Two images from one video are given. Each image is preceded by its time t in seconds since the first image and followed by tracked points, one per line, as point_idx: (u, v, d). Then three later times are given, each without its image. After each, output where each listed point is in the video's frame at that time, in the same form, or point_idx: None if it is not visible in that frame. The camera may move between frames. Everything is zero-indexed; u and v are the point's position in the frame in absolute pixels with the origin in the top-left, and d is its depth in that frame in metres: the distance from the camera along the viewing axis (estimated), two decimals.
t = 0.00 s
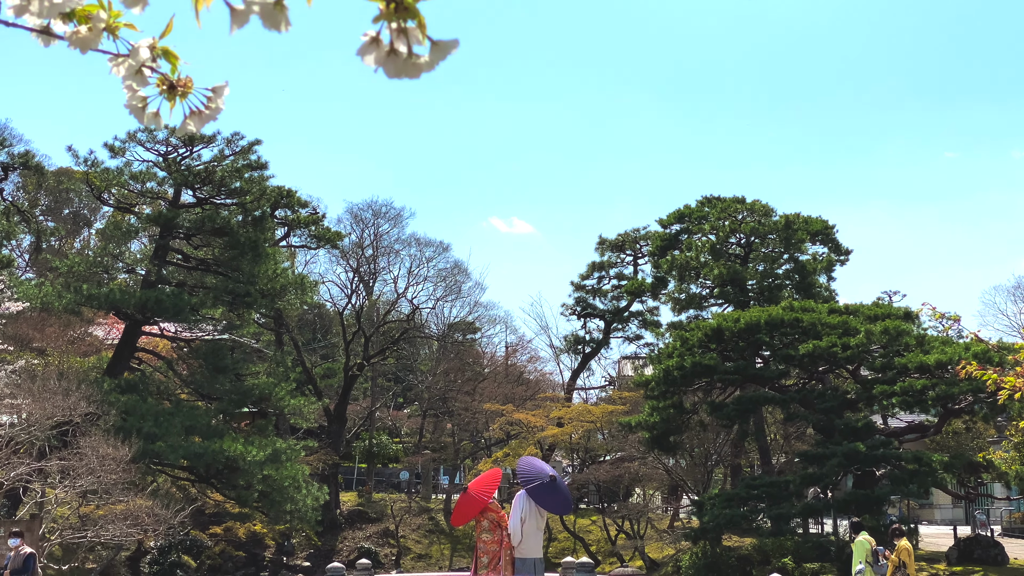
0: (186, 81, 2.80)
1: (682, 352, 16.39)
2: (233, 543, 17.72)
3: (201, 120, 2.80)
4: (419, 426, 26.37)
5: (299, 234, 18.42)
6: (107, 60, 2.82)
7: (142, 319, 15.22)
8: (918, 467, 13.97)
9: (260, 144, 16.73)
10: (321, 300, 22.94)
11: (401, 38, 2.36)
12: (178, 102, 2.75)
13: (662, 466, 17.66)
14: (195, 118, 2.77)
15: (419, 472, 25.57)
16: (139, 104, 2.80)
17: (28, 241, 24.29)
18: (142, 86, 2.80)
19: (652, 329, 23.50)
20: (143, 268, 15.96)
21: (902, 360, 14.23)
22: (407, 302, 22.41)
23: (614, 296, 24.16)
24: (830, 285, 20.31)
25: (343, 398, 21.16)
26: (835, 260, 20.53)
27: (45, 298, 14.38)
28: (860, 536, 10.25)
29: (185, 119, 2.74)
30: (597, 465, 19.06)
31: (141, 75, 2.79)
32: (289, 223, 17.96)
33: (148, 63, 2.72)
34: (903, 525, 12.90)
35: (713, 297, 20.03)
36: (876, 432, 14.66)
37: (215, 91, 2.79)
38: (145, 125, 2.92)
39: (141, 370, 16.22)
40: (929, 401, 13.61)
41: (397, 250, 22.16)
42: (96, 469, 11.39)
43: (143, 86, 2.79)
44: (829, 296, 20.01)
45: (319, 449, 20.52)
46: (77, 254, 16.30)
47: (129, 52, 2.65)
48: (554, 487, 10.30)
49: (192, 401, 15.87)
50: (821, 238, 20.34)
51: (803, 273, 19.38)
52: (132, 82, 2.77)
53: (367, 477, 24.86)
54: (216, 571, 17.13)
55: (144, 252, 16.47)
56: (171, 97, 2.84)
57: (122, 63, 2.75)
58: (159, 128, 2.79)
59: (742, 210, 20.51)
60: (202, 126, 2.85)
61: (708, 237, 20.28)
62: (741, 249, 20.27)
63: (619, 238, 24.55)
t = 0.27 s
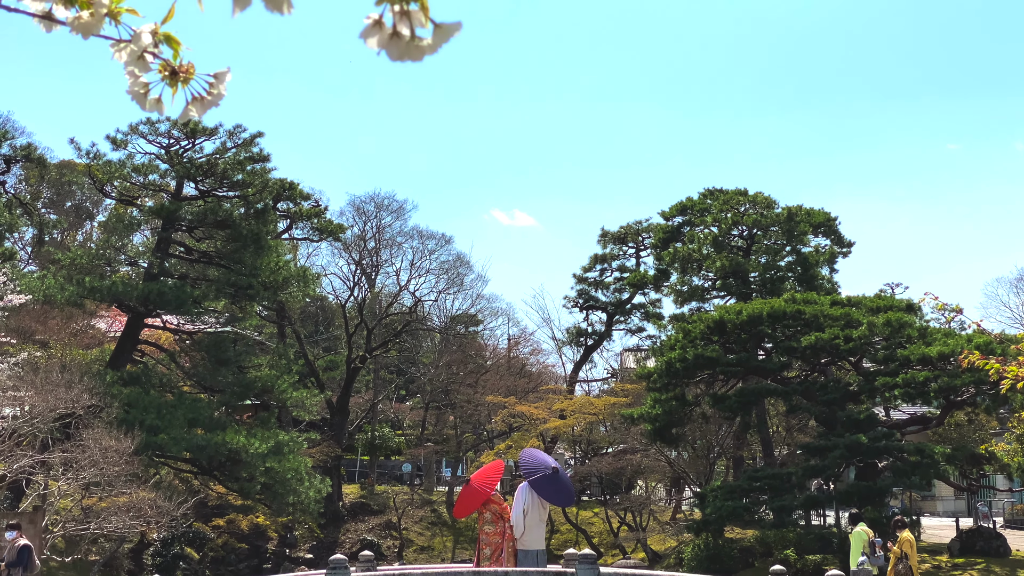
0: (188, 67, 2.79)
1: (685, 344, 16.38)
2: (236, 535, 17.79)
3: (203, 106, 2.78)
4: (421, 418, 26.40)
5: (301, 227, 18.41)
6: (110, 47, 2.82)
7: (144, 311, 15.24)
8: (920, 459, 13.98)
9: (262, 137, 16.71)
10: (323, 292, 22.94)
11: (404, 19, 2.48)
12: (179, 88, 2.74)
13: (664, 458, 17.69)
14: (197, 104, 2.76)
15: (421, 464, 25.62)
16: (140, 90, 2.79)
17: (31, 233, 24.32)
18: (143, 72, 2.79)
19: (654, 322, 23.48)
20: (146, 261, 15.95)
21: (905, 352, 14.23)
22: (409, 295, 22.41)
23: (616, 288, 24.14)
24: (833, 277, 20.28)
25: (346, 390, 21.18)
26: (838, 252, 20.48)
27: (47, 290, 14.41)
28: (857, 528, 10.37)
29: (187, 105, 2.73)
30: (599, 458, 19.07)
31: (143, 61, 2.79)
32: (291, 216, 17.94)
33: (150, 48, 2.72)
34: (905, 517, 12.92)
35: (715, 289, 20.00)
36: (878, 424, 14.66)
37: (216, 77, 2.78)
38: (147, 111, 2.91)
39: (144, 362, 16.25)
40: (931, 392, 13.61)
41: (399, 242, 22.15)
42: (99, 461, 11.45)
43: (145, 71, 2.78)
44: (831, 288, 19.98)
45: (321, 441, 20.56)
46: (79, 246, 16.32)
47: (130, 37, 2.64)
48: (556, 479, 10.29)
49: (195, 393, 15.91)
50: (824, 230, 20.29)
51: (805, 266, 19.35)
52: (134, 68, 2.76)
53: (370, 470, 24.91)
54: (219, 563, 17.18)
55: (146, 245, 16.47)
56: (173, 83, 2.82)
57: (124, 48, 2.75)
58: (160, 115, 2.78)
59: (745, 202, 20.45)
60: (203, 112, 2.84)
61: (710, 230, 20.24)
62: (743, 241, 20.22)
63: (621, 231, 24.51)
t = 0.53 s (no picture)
0: (189, 53, 2.77)
1: (687, 336, 16.35)
2: (239, 527, 17.85)
3: (205, 92, 2.76)
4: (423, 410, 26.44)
5: (303, 219, 18.39)
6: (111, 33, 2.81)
7: (147, 304, 15.26)
8: (922, 451, 13.98)
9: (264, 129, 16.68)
10: (326, 285, 22.93)
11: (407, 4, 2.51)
12: (181, 75, 2.73)
13: (666, 450, 17.70)
14: (199, 91, 2.74)
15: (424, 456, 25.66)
16: (141, 76, 2.77)
17: (33, 226, 24.33)
18: (145, 59, 2.78)
19: (657, 314, 23.46)
20: (148, 253, 15.96)
21: (907, 344, 14.21)
22: (412, 287, 22.40)
23: (618, 281, 24.11)
24: (835, 269, 20.24)
25: (348, 382, 21.20)
26: (840, 244, 20.43)
27: (50, 283, 14.43)
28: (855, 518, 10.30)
29: (188, 91, 2.71)
30: (602, 450, 19.08)
31: (145, 48, 2.78)
32: (293, 208, 17.92)
33: (151, 34, 2.71)
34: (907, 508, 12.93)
35: (717, 281, 19.97)
36: (880, 416, 14.66)
37: (218, 64, 2.76)
38: (149, 98, 2.89)
39: (146, 354, 16.27)
40: (934, 384, 13.60)
41: (401, 234, 22.12)
42: (102, 453, 11.50)
43: (147, 58, 2.77)
44: (834, 280, 19.94)
45: (324, 433, 20.60)
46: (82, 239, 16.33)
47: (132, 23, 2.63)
48: (558, 471, 10.31)
49: (197, 385, 15.94)
50: (826, 222, 20.22)
51: (808, 258, 19.30)
52: (136, 55, 2.75)
53: (373, 462, 24.95)
54: (223, 555, 17.23)
55: (148, 237, 16.47)
56: (175, 69, 2.81)
57: (126, 35, 2.73)
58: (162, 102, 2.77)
59: (747, 194, 20.38)
60: (206, 99, 2.82)
61: (712, 222, 20.19)
62: (746, 233, 20.17)
63: (623, 223, 24.46)
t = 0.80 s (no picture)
0: (192, 40, 2.75)
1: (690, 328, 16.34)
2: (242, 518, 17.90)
3: (208, 79, 2.75)
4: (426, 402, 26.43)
5: (305, 211, 18.37)
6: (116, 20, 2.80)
7: (149, 296, 15.27)
8: (925, 442, 13.98)
9: (266, 121, 16.64)
10: (328, 277, 22.92)
11: None
12: (184, 61, 2.72)
13: (669, 441, 17.73)
14: (202, 77, 2.73)
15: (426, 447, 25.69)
16: (145, 63, 2.76)
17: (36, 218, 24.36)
18: (149, 45, 2.76)
19: (659, 305, 23.44)
20: (151, 245, 15.96)
21: (910, 336, 14.21)
22: (414, 279, 22.38)
23: (621, 272, 24.07)
24: (838, 261, 20.19)
25: (351, 374, 21.23)
26: (843, 236, 20.37)
27: (53, 275, 14.45)
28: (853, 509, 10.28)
29: (192, 78, 2.70)
30: (604, 442, 19.09)
31: (148, 34, 2.77)
32: (296, 199, 17.89)
33: (155, 20, 2.70)
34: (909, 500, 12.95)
35: (720, 273, 19.94)
36: (883, 407, 14.67)
37: (221, 51, 2.75)
38: (153, 86, 2.88)
39: (149, 346, 16.29)
40: (937, 375, 13.61)
41: (404, 226, 22.09)
42: (105, 445, 11.55)
43: (150, 44, 2.76)
44: (836, 271, 19.91)
45: (327, 425, 20.64)
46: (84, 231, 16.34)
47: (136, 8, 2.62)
48: (561, 462, 10.32)
49: (200, 376, 15.97)
50: (829, 213, 20.15)
51: (810, 249, 19.26)
52: (139, 40, 2.75)
53: (376, 453, 24.97)
54: (225, 546, 17.27)
55: (151, 229, 16.46)
56: (178, 56, 2.79)
57: (130, 20, 2.73)
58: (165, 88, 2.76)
59: (750, 185, 20.31)
60: (209, 86, 2.81)
61: (715, 213, 20.13)
62: (748, 225, 20.11)
63: (626, 214, 24.41)
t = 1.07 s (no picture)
0: (195, 26, 2.74)
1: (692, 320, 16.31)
2: (245, 510, 17.96)
3: (211, 65, 2.73)
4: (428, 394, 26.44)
5: (308, 203, 18.36)
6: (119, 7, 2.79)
7: (152, 288, 15.28)
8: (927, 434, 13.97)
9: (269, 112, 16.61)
10: (331, 269, 22.91)
11: None
12: (188, 47, 2.70)
13: (671, 433, 17.75)
14: (205, 64, 2.71)
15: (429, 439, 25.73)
16: (148, 50, 2.75)
17: (39, 210, 24.36)
18: (152, 31, 2.75)
19: (662, 297, 23.40)
20: (154, 237, 15.95)
21: (913, 328, 14.19)
22: (417, 271, 22.37)
23: (623, 264, 24.02)
24: (841, 253, 20.14)
25: (353, 366, 21.25)
26: (846, 228, 20.31)
27: (56, 267, 14.51)
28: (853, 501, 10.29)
29: (195, 64, 2.68)
30: (607, 434, 19.09)
31: (151, 20, 2.77)
32: (298, 191, 17.87)
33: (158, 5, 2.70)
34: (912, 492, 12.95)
35: (723, 265, 19.91)
36: (886, 399, 14.65)
37: (225, 37, 2.73)
38: (156, 72, 2.86)
39: (152, 338, 16.30)
40: (939, 367, 13.61)
41: (406, 218, 22.06)
42: (108, 436, 11.59)
43: (153, 29, 2.74)
44: (839, 263, 19.86)
45: (330, 417, 20.67)
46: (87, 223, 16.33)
47: None
48: (563, 454, 10.33)
49: (203, 368, 16.00)
50: (832, 205, 20.07)
51: (813, 241, 19.21)
52: (142, 26, 2.75)
53: (378, 445, 25.00)
54: (228, 538, 17.33)
55: (153, 221, 16.45)
56: (182, 42, 2.78)
57: (132, 6, 2.73)
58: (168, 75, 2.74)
59: (752, 177, 20.24)
60: (212, 73, 2.79)
61: (717, 205, 20.07)
62: (751, 217, 20.05)
63: (628, 206, 24.35)
